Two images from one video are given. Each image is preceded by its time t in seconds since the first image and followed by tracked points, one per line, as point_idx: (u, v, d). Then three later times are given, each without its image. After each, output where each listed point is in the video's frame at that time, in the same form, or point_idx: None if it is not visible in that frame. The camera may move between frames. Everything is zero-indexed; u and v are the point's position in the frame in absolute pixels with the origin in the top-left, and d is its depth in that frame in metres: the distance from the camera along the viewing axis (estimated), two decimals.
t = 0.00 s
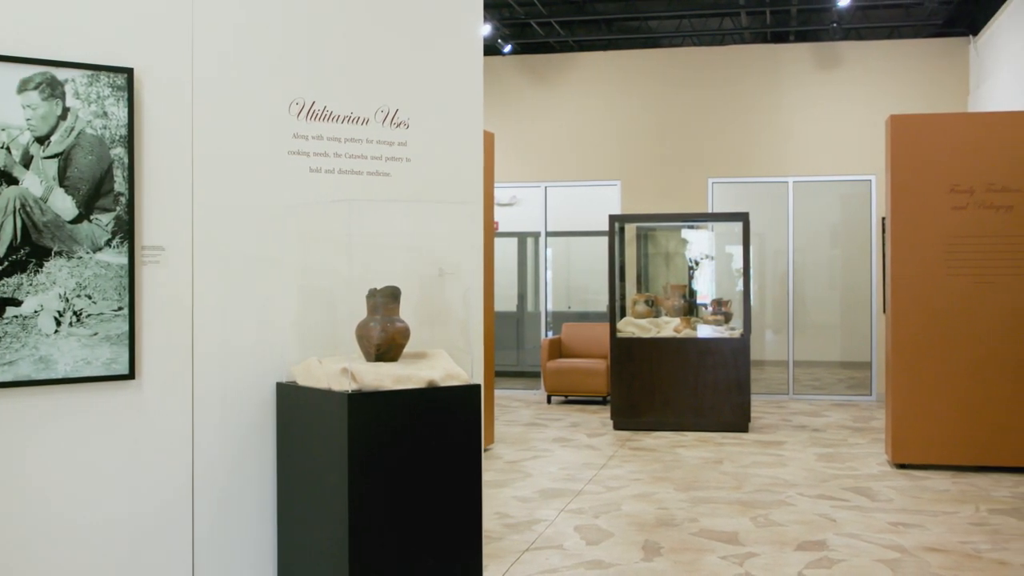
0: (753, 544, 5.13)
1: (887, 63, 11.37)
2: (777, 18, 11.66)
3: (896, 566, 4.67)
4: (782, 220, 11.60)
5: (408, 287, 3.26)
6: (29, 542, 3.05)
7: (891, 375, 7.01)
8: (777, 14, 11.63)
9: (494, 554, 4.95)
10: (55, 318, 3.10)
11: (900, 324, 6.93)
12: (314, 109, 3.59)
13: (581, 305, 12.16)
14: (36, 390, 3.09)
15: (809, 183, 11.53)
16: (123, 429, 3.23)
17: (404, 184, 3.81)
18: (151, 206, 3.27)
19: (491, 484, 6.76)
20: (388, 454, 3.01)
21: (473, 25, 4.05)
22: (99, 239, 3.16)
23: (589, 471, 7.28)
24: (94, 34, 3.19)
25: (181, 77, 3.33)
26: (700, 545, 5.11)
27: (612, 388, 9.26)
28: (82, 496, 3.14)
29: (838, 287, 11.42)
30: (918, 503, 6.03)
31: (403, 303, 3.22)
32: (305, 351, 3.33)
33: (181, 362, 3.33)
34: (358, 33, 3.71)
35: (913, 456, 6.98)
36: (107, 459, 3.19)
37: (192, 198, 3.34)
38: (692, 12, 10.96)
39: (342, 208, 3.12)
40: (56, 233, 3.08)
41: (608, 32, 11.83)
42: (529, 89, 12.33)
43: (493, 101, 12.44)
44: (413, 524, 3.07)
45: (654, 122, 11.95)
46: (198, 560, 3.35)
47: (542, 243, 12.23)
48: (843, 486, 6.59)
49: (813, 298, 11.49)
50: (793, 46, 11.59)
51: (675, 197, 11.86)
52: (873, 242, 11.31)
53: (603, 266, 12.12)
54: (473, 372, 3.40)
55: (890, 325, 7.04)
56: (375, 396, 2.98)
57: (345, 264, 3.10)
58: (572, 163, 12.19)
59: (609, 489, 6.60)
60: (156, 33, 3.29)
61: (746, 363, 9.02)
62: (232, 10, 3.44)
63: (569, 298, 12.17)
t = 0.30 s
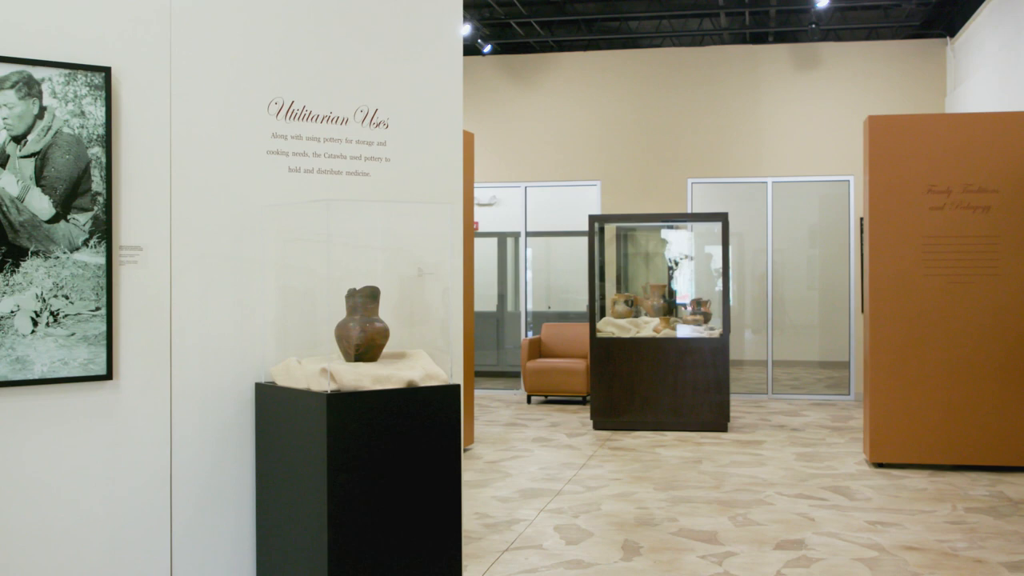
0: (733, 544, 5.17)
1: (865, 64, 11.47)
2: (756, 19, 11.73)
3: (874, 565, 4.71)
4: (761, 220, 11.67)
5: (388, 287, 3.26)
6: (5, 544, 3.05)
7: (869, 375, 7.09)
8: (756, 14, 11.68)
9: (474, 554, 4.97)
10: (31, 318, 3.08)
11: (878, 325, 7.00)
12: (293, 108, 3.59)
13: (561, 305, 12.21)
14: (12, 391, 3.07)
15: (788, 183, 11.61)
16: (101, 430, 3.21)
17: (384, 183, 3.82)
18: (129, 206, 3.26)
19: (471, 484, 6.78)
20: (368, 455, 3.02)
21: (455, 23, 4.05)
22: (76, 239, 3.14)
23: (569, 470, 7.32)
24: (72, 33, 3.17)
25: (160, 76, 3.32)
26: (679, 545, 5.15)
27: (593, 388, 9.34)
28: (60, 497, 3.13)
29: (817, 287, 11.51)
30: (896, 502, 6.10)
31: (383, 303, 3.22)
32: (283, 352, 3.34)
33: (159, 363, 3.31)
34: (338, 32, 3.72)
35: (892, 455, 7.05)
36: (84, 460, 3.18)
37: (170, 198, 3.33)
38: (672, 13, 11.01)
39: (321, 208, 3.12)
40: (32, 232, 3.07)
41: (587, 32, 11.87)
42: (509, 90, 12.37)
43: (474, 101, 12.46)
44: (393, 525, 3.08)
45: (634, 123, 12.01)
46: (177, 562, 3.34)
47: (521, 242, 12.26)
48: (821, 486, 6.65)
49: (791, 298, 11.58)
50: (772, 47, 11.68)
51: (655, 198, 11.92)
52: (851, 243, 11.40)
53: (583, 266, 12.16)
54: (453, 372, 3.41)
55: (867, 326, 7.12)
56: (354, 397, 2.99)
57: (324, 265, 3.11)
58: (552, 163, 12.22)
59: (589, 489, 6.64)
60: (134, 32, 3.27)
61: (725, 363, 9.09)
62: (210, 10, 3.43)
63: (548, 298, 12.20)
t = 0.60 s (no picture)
0: (713, 543, 5.24)
1: (843, 65, 11.60)
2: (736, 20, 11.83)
3: (852, 563, 4.77)
4: (741, 220, 11.78)
5: (367, 286, 3.32)
6: None
7: (846, 373, 7.21)
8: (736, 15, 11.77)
9: (454, 554, 5.02)
10: (8, 318, 3.11)
11: (854, 325, 7.12)
12: (272, 108, 3.63)
13: (542, 305, 12.27)
14: None
15: (767, 183, 11.72)
16: (78, 429, 3.25)
17: (363, 183, 3.86)
18: (107, 205, 3.29)
19: (451, 485, 6.83)
20: (347, 453, 3.07)
21: (433, 25, 4.10)
22: (53, 239, 3.17)
23: (550, 471, 7.38)
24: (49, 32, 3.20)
25: (139, 76, 3.35)
26: (658, 544, 5.21)
27: (573, 388, 9.40)
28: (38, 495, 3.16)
29: (795, 287, 11.63)
30: (873, 501, 6.18)
31: (362, 302, 3.28)
32: (262, 352, 3.38)
33: (138, 363, 3.35)
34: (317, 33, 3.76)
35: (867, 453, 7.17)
36: (63, 458, 3.21)
37: (149, 198, 3.36)
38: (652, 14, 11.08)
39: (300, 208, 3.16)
40: (9, 232, 3.10)
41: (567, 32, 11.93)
42: (488, 92, 12.44)
43: (455, 102, 12.52)
44: (372, 523, 3.13)
45: (614, 123, 12.10)
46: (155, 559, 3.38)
47: (502, 242, 12.32)
48: (799, 485, 6.74)
49: (770, 298, 11.70)
50: (751, 48, 11.78)
51: (635, 198, 12.02)
52: (830, 242, 11.53)
53: (564, 267, 12.23)
54: (432, 372, 3.48)
55: (846, 325, 7.24)
56: (333, 396, 3.04)
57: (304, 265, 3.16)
58: (532, 163, 12.30)
59: (569, 489, 6.70)
60: (114, 32, 3.31)
61: (704, 363, 9.18)
62: (189, 10, 3.46)
63: (529, 298, 12.28)
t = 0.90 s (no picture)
0: (694, 542, 5.26)
1: (823, 66, 11.67)
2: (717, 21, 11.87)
3: (832, 562, 4.79)
4: (721, 221, 11.84)
5: (349, 287, 3.30)
6: None
7: (827, 373, 7.25)
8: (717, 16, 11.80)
9: (435, 554, 5.02)
10: None
11: (835, 325, 7.17)
12: (253, 107, 3.60)
13: (523, 305, 12.28)
14: None
15: (748, 184, 11.78)
16: (57, 430, 3.22)
17: (344, 184, 3.84)
18: (86, 205, 3.26)
19: (433, 485, 6.82)
20: (327, 454, 3.04)
21: (414, 24, 4.09)
22: (32, 238, 3.13)
23: (531, 470, 7.38)
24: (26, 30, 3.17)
25: (118, 74, 3.32)
26: (639, 544, 5.22)
27: (554, 388, 9.42)
28: (16, 495, 3.13)
29: (776, 287, 11.70)
30: (853, 500, 6.22)
31: (343, 303, 3.25)
32: (243, 353, 3.35)
33: (117, 363, 3.31)
34: (298, 33, 3.74)
35: (847, 453, 7.22)
36: (41, 458, 3.18)
37: (129, 198, 3.33)
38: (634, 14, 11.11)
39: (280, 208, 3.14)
40: None
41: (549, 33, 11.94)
42: (470, 92, 12.43)
43: (436, 102, 12.52)
44: (352, 524, 3.11)
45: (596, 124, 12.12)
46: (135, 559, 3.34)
47: (483, 242, 12.32)
48: (780, 484, 6.77)
49: (751, 298, 11.76)
50: (732, 49, 11.82)
51: (617, 199, 12.04)
52: (810, 242, 11.60)
53: (545, 267, 12.24)
54: (413, 372, 3.47)
55: (826, 325, 7.29)
56: (314, 396, 3.01)
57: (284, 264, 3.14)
58: (514, 163, 12.29)
59: (550, 489, 6.71)
60: (92, 30, 3.28)
61: (685, 363, 9.22)
62: (169, 8, 3.43)
63: (510, 298, 12.28)
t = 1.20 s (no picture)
0: (675, 541, 5.28)
1: (804, 67, 11.74)
2: (698, 22, 11.92)
3: (812, 561, 4.81)
4: (703, 221, 11.89)
5: (330, 287, 3.28)
6: None
7: (809, 372, 7.30)
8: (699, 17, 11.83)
9: (417, 554, 5.01)
10: None
11: (816, 325, 7.22)
12: (234, 106, 3.58)
13: (505, 305, 12.28)
14: None
15: (730, 184, 11.83)
16: (35, 430, 3.18)
17: (327, 184, 3.83)
18: (66, 204, 3.22)
19: (415, 485, 6.80)
20: (308, 454, 3.03)
21: (396, 25, 4.08)
22: (11, 238, 3.10)
23: (513, 470, 7.38)
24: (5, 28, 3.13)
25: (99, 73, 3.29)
26: (621, 544, 5.23)
27: (536, 388, 9.43)
28: None
29: (757, 287, 11.76)
30: (834, 499, 6.25)
31: (324, 303, 3.24)
32: (225, 353, 3.33)
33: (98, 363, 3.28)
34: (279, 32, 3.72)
35: (828, 452, 7.27)
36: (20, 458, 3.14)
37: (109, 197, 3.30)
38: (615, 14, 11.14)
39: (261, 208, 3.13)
40: None
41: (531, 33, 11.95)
42: (453, 92, 12.41)
43: (418, 101, 12.50)
44: (334, 524, 3.10)
45: (578, 124, 12.14)
46: (115, 559, 3.32)
47: (465, 242, 12.32)
48: (761, 483, 6.81)
49: (732, 298, 11.82)
50: (713, 49, 11.87)
51: (599, 199, 12.07)
52: (791, 242, 11.66)
53: (528, 267, 12.25)
54: (395, 372, 3.46)
55: (808, 325, 7.34)
56: (295, 396, 3.00)
57: (265, 263, 3.13)
58: (496, 163, 12.29)
59: (532, 488, 6.71)
60: (72, 28, 3.24)
61: (667, 363, 9.23)
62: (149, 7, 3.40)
63: (492, 298, 12.28)
